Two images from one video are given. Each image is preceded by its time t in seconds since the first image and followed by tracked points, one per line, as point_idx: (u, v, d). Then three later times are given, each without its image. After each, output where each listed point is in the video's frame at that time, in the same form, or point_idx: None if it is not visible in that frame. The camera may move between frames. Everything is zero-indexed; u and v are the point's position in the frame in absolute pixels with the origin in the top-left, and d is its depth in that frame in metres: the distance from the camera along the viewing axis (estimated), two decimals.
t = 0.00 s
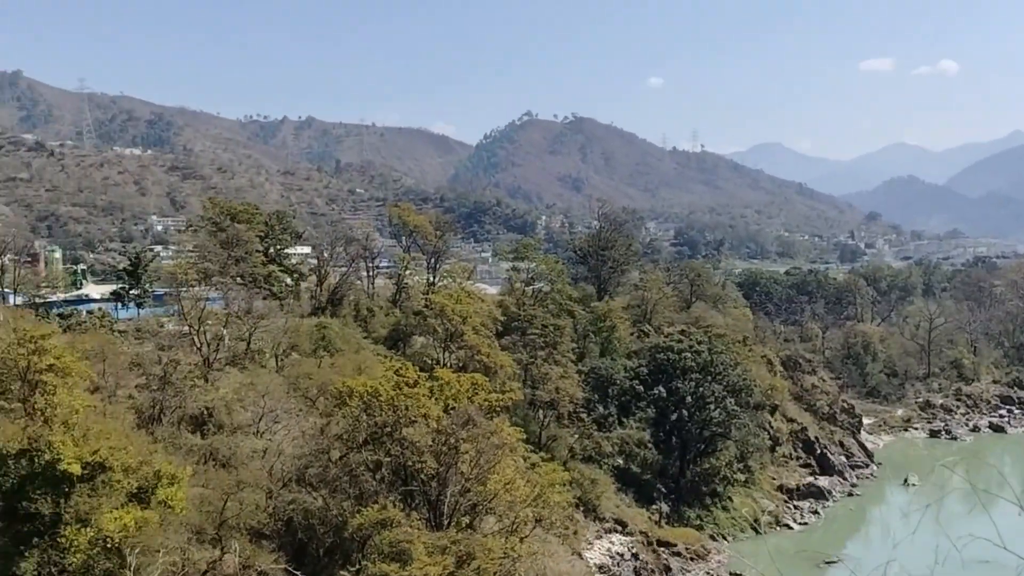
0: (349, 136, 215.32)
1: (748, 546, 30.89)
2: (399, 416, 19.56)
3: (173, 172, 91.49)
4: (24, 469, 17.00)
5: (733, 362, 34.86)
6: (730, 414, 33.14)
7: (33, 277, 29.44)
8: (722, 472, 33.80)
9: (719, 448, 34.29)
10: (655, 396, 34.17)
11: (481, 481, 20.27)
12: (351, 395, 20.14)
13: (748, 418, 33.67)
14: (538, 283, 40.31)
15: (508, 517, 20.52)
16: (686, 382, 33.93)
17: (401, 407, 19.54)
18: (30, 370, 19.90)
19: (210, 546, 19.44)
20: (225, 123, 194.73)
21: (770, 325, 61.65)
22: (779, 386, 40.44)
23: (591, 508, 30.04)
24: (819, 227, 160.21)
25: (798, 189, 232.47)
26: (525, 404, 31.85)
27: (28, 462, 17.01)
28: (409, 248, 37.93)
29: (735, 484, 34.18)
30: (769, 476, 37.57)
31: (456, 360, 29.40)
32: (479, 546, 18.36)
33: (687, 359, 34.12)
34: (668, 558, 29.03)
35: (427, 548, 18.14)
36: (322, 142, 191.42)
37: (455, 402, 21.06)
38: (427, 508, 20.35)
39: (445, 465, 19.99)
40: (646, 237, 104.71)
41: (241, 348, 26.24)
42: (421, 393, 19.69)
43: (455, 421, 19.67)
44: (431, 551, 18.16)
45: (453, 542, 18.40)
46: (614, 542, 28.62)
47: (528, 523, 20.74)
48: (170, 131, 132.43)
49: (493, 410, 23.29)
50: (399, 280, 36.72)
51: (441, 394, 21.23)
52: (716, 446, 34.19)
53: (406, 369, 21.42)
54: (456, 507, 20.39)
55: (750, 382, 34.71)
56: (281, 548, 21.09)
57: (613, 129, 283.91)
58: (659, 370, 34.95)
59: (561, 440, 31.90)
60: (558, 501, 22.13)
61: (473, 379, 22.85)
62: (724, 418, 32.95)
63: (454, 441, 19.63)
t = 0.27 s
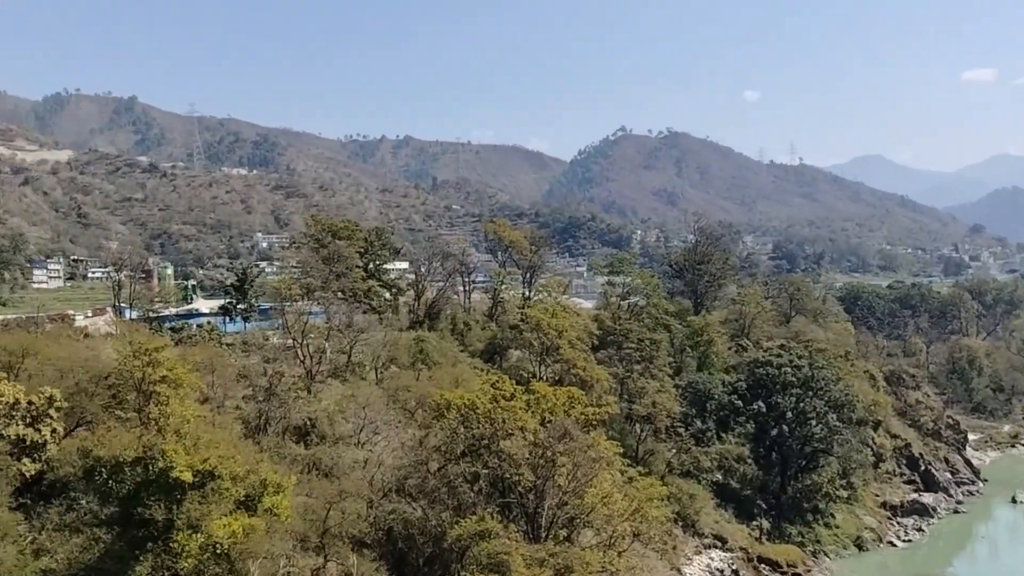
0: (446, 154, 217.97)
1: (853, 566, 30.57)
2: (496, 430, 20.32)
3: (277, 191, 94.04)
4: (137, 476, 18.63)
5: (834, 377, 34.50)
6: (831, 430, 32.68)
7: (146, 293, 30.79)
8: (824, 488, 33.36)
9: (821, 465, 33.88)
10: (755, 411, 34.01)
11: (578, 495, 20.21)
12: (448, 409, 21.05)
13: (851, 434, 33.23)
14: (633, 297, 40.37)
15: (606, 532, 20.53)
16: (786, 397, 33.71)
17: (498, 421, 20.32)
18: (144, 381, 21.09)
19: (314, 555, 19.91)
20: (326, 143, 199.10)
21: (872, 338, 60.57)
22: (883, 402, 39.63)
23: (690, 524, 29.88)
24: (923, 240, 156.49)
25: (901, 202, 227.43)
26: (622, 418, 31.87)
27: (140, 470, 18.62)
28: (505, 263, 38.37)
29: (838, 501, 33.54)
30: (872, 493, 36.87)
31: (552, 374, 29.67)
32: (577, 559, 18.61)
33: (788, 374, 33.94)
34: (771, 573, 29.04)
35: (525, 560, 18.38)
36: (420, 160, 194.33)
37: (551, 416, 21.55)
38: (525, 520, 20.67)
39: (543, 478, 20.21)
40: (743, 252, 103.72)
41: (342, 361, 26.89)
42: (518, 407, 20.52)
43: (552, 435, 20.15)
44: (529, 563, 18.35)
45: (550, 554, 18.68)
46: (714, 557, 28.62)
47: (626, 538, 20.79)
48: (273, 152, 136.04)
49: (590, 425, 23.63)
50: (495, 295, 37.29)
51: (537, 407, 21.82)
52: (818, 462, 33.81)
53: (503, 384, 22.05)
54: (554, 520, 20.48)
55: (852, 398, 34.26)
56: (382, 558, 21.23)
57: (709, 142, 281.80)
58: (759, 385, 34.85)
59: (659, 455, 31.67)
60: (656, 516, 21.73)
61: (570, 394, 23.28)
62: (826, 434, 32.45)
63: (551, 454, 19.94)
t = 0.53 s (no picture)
0: (512, 166, 218.71)
1: None
2: (562, 441, 19.78)
3: (344, 204, 95.26)
4: (208, 484, 19.23)
5: (907, 389, 33.68)
6: (904, 442, 32.10)
7: (216, 303, 31.39)
8: (897, 501, 32.68)
9: (893, 477, 33.23)
10: (825, 424, 33.40)
11: (646, 507, 19.29)
12: (515, 420, 20.84)
13: (924, 447, 32.60)
14: (700, 309, 40.05)
15: (674, 544, 19.78)
16: (858, 410, 33.12)
17: (565, 431, 19.80)
18: (215, 391, 21.55)
19: (381, 564, 20.19)
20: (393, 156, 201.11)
21: (945, 349, 59.37)
22: (957, 415, 38.81)
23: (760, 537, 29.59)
24: (999, 250, 152.96)
25: (976, 211, 222.70)
26: (689, 430, 31.60)
27: (211, 478, 19.20)
28: (570, 274, 38.30)
29: (910, 515, 33.08)
30: (946, 506, 36.18)
31: (618, 385, 29.58)
32: (645, 570, 17.98)
33: (859, 387, 33.36)
34: None
35: (591, 572, 18.09)
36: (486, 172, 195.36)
37: (617, 428, 21.53)
38: (591, 532, 20.04)
39: (609, 489, 19.30)
40: (811, 262, 102.42)
41: (409, 371, 27.08)
42: (584, 417, 19.92)
43: (618, 446, 19.19)
44: (595, 575, 18.08)
45: (618, 567, 18.13)
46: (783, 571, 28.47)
47: (695, 550, 20.10)
48: (340, 165, 137.78)
49: (657, 436, 23.57)
50: (560, 305, 37.32)
51: (603, 418, 21.80)
52: (891, 475, 33.13)
53: (568, 395, 21.97)
54: (621, 532, 19.75)
55: (926, 410, 33.55)
56: (449, 567, 21.67)
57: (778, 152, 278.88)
58: (830, 398, 34.22)
59: (727, 467, 31.32)
60: (726, 529, 20.74)
61: (637, 404, 23.26)
62: (898, 447, 31.92)
63: (617, 466, 18.94)
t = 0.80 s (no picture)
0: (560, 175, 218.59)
1: None
2: (612, 450, 19.59)
3: (393, 213, 95.76)
4: (259, 493, 19.66)
5: (964, 400, 32.99)
6: (961, 454, 31.46)
7: (267, 313, 31.65)
8: (952, 514, 32.35)
9: (949, 489, 32.76)
10: (880, 435, 32.72)
11: (697, 518, 18.47)
12: (564, 430, 20.71)
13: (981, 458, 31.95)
14: (752, 318, 39.54)
15: (727, 557, 18.67)
16: (913, 421, 32.31)
17: (615, 442, 19.56)
18: (264, 401, 21.71)
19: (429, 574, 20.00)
20: (441, 166, 201.96)
21: (1003, 359, 58.12)
22: (1016, 426, 38.03)
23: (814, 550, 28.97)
24: None
25: None
26: (742, 441, 30.95)
27: (262, 487, 19.64)
28: (620, 283, 37.96)
29: (967, 527, 32.73)
30: (1004, 519, 35.50)
31: (669, 396, 29.35)
32: None
33: (914, 398, 32.54)
34: None
35: None
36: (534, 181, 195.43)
37: (668, 439, 21.27)
38: (643, 544, 19.16)
39: (660, 500, 18.65)
40: (865, 270, 100.87)
41: (457, 382, 27.12)
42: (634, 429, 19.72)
43: (668, 457, 18.81)
44: None
45: None
46: None
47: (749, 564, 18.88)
48: (388, 174, 138.49)
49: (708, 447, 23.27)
50: (610, 315, 37.13)
51: (654, 429, 21.58)
52: (946, 486, 32.63)
53: (618, 405, 21.77)
54: (672, 544, 18.81)
55: (983, 421, 32.89)
56: None
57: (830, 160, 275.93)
58: (885, 409, 33.47)
59: (780, 478, 30.51)
60: (779, 542, 20.00)
61: (688, 416, 23.00)
62: (955, 458, 31.31)
63: (667, 476, 18.43)
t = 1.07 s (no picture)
0: (600, 184, 218.25)
1: None
2: (653, 462, 19.08)
3: (431, 224, 96.12)
4: (298, 503, 19.58)
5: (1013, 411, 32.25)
6: (1009, 466, 30.81)
7: (306, 323, 31.83)
8: (1000, 527, 31.52)
9: (997, 501, 32.13)
10: (926, 446, 32.28)
11: (740, 531, 17.99)
12: (605, 441, 20.42)
13: None
14: (795, 328, 39.08)
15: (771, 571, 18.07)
16: (959, 432, 31.98)
17: (656, 453, 19.11)
18: (303, 411, 21.70)
19: None
20: (480, 176, 202.45)
21: None
22: None
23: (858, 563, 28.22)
24: None
25: None
26: (785, 452, 30.61)
27: (302, 497, 19.55)
28: (661, 293, 37.65)
29: (1016, 540, 32.03)
30: None
31: (711, 407, 29.02)
32: None
33: (961, 409, 32.13)
34: None
35: None
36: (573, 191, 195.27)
37: (709, 450, 21.02)
38: (684, 556, 18.46)
39: (702, 513, 17.94)
40: (910, 279, 99.45)
41: (496, 393, 26.99)
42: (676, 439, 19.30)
43: (710, 470, 18.30)
44: None
45: None
46: None
47: None
48: (427, 184, 138.98)
49: (751, 459, 22.95)
50: (650, 325, 36.93)
51: (695, 440, 21.36)
52: (994, 498, 32.04)
53: (659, 416, 21.55)
54: (715, 556, 18.13)
55: None
56: None
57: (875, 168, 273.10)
58: (930, 420, 33.11)
59: (825, 490, 29.91)
60: (823, 554, 19.81)
61: (729, 427, 22.73)
62: (1003, 470, 30.74)
63: (710, 487, 17.87)
